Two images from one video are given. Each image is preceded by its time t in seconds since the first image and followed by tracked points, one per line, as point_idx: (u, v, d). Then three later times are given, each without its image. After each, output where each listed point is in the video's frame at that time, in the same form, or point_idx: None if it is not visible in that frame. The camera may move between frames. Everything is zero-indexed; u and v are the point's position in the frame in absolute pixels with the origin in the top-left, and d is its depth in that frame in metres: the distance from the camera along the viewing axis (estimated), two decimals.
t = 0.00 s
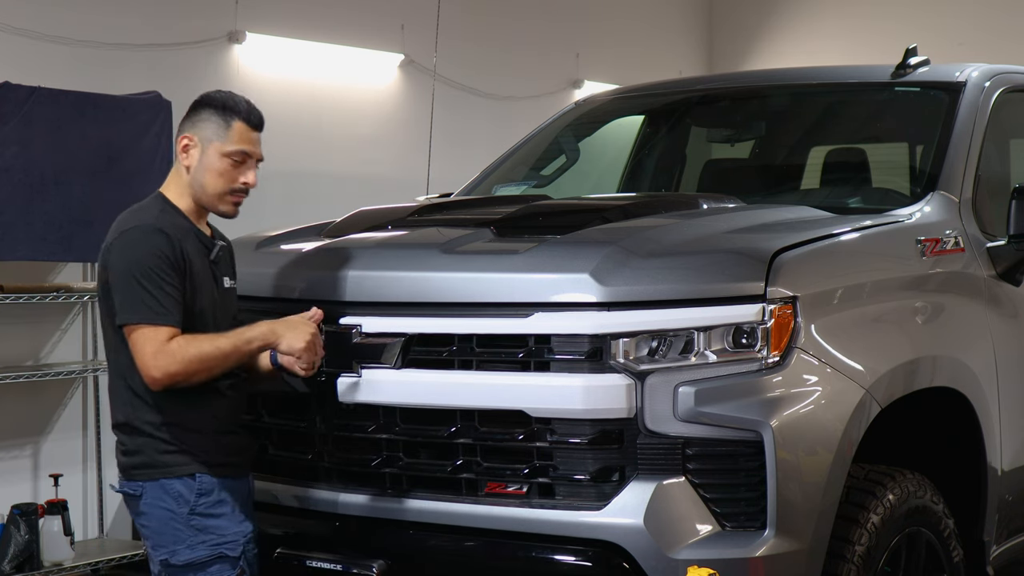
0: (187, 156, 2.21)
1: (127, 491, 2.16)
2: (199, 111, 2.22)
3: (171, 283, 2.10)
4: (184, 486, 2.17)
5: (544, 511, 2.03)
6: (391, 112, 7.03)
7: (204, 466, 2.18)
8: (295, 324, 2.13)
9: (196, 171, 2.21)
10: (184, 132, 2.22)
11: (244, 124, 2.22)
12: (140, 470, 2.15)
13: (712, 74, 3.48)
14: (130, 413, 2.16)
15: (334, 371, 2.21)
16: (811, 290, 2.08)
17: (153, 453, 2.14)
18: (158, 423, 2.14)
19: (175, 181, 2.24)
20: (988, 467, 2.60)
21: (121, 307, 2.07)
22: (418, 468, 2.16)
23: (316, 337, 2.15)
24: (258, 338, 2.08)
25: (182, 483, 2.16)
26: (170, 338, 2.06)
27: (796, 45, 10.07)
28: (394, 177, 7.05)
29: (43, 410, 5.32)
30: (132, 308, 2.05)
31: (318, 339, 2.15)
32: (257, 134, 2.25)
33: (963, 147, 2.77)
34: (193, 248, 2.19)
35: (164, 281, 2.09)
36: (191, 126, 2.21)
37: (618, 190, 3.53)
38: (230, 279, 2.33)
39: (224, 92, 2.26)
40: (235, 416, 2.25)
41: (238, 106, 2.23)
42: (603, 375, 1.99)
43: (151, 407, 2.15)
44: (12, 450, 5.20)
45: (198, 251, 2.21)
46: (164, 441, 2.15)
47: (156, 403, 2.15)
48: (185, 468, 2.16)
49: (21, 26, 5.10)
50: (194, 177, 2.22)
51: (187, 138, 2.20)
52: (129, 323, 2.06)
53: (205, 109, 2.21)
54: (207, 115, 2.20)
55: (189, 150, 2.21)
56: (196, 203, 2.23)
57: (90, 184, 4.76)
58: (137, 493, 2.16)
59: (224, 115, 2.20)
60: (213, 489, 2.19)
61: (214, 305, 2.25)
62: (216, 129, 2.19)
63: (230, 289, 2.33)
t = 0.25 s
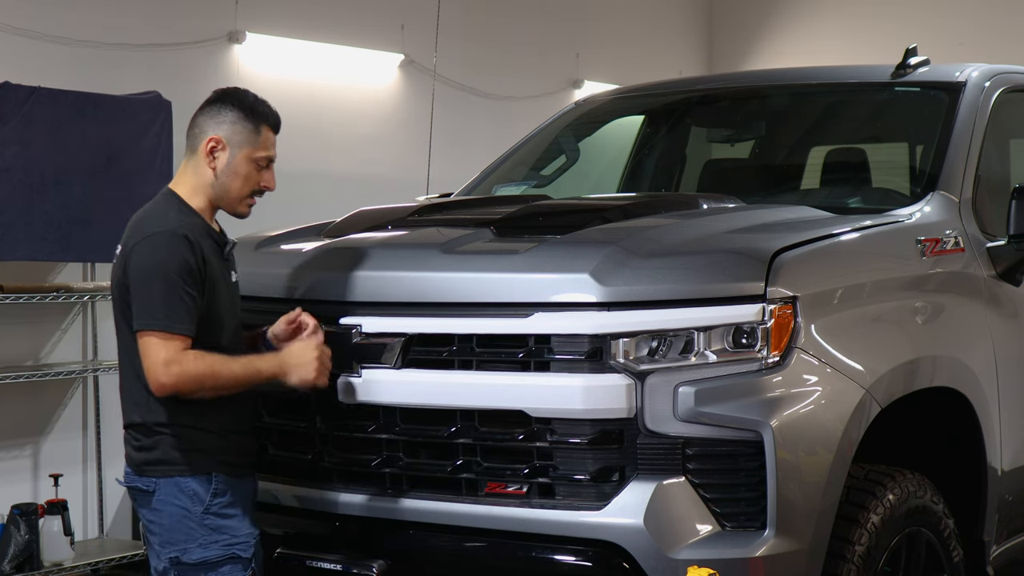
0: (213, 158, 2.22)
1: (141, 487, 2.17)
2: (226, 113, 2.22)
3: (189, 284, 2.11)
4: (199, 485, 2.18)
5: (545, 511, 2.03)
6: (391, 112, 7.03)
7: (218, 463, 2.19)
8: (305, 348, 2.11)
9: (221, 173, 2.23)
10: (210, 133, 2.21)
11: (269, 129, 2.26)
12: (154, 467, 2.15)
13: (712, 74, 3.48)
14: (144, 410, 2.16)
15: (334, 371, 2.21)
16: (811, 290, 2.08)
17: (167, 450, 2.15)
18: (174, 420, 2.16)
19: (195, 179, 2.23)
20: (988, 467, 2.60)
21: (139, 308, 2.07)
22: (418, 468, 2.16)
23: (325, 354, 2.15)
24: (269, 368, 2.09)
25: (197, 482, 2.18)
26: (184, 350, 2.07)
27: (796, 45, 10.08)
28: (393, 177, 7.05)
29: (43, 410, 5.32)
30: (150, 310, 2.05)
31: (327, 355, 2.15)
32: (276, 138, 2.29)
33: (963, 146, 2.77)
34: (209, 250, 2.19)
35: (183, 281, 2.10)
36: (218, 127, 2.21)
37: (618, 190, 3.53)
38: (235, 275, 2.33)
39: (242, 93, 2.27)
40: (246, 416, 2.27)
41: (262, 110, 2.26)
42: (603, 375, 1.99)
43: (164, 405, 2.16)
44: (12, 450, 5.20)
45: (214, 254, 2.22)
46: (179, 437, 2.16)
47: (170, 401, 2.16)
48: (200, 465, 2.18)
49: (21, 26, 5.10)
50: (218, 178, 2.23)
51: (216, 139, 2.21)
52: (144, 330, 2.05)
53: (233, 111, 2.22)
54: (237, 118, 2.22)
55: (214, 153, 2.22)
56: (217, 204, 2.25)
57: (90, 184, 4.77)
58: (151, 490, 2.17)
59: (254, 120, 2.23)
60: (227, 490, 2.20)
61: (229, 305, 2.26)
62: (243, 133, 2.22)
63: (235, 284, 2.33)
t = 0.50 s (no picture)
0: (224, 164, 2.11)
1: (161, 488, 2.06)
2: (241, 118, 2.11)
3: (210, 296, 2.00)
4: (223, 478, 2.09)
5: (545, 512, 2.03)
6: (391, 113, 7.03)
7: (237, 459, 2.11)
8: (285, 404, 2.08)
9: (234, 180, 2.11)
10: (223, 139, 2.10)
11: (285, 135, 2.14)
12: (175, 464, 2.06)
13: (712, 74, 3.48)
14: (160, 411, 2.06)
15: (333, 371, 2.21)
16: (811, 290, 2.08)
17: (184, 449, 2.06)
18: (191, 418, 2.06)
19: (208, 185, 2.12)
20: (988, 467, 2.60)
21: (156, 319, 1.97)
22: (419, 468, 2.16)
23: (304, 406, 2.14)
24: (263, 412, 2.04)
25: (222, 475, 2.08)
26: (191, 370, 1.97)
27: (797, 45, 10.07)
28: (393, 177, 7.05)
29: (43, 410, 5.32)
30: (168, 321, 1.95)
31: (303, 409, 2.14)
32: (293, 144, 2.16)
33: (963, 146, 2.77)
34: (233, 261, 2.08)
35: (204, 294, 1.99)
36: (231, 133, 2.10)
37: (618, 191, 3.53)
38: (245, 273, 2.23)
39: (260, 97, 2.15)
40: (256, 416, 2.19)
41: (279, 116, 2.14)
42: (603, 375, 1.99)
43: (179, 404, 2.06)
44: (12, 450, 5.20)
45: (235, 262, 2.10)
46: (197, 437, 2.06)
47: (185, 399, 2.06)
48: (217, 460, 2.08)
49: (21, 27, 5.10)
50: (231, 185, 2.11)
51: (228, 146, 2.10)
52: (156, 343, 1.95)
53: (247, 117, 2.10)
54: (251, 124, 2.10)
55: (226, 159, 2.11)
56: (230, 211, 2.13)
57: (90, 184, 4.77)
58: (172, 489, 2.06)
59: (269, 126, 2.11)
60: (250, 479, 2.13)
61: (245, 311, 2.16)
62: (257, 139, 2.10)
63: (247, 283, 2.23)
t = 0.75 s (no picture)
0: (272, 174, 1.96)
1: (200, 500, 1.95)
2: (290, 125, 1.96)
3: (270, 313, 1.89)
4: (264, 495, 1.95)
5: (545, 512, 2.03)
6: (391, 113, 7.03)
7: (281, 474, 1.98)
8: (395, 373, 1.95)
9: (282, 190, 1.96)
10: (271, 147, 1.95)
11: (336, 144, 1.99)
12: (214, 478, 1.94)
13: (712, 74, 3.48)
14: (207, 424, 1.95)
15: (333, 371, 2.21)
16: (811, 291, 2.08)
17: (229, 462, 1.94)
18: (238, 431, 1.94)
19: (256, 196, 1.97)
20: (988, 467, 2.60)
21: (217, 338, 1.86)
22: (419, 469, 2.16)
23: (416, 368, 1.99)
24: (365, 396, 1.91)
25: (261, 493, 1.95)
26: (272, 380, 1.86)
27: (797, 45, 10.07)
28: (393, 177, 7.05)
29: (43, 410, 5.32)
30: (233, 342, 1.85)
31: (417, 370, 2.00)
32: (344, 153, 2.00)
33: (963, 147, 2.77)
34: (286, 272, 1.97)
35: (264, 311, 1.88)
36: (279, 141, 1.95)
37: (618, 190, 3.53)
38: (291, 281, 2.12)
39: (310, 103, 2.00)
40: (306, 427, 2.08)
41: (330, 123, 1.98)
42: (603, 375, 1.99)
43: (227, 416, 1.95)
44: (13, 450, 5.19)
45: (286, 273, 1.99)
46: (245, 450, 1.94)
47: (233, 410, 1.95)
48: (261, 475, 1.95)
49: (21, 27, 5.10)
50: (279, 195, 1.96)
51: (276, 155, 1.95)
52: (231, 365, 1.85)
53: (297, 123, 1.95)
54: (300, 132, 1.95)
55: (274, 168, 1.96)
56: (276, 223, 1.98)
57: (90, 184, 4.77)
58: (211, 502, 1.94)
59: (319, 133, 1.96)
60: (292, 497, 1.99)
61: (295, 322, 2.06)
62: (306, 147, 1.95)
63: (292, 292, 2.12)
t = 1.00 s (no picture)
0: (343, 154, 1.84)
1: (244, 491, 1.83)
2: (355, 103, 1.85)
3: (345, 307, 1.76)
4: (312, 494, 1.83)
5: (545, 512, 2.03)
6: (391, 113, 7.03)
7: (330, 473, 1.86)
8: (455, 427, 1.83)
9: (354, 170, 1.85)
10: (338, 127, 1.84)
11: (404, 118, 1.89)
12: (261, 471, 1.83)
13: (712, 74, 3.47)
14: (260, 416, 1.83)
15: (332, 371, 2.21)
16: (811, 291, 2.08)
17: (279, 458, 1.82)
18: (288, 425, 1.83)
19: (325, 178, 1.85)
20: (988, 467, 2.60)
21: (289, 328, 1.73)
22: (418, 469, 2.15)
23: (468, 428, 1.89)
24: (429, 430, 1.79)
25: (310, 492, 1.83)
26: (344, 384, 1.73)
27: (797, 46, 10.06)
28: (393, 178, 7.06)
29: (43, 410, 5.32)
30: (310, 335, 1.71)
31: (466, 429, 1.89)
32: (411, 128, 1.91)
33: (963, 147, 2.77)
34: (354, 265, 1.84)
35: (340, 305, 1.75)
36: (346, 120, 1.84)
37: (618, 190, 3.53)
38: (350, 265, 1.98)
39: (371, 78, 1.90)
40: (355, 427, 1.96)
41: (396, 97, 1.88)
42: (604, 375, 1.99)
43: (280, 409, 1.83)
44: (12, 450, 5.19)
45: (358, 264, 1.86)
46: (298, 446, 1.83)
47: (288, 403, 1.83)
48: (310, 472, 1.83)
49: (21, 27, 5.11)
50: (352, 175, 1.85)
51: (346, 134, 1.84)
52: (298, 355, 1.72)
53: (363, 99, 1.85)
54: (367, 108, 1.85)
55: (345, 148, 1.84)
56: (349, 204, 1.87)
57: (89, 184, 4.77)
58: (255, 495, 1.83)
59: (387, 108, 1.85)
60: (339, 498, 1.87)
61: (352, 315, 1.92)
62: (377, 124, 1.84)
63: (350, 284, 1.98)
